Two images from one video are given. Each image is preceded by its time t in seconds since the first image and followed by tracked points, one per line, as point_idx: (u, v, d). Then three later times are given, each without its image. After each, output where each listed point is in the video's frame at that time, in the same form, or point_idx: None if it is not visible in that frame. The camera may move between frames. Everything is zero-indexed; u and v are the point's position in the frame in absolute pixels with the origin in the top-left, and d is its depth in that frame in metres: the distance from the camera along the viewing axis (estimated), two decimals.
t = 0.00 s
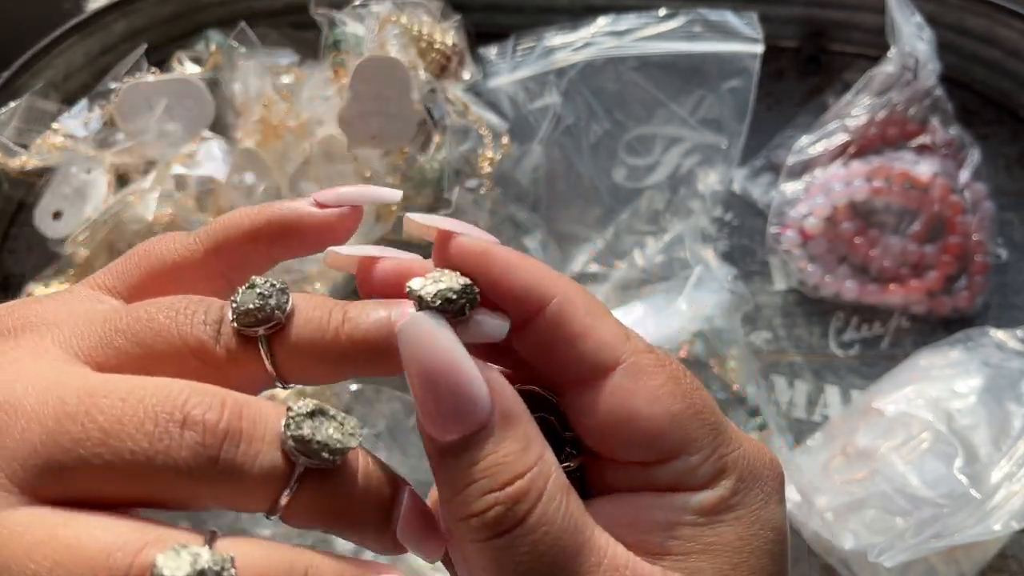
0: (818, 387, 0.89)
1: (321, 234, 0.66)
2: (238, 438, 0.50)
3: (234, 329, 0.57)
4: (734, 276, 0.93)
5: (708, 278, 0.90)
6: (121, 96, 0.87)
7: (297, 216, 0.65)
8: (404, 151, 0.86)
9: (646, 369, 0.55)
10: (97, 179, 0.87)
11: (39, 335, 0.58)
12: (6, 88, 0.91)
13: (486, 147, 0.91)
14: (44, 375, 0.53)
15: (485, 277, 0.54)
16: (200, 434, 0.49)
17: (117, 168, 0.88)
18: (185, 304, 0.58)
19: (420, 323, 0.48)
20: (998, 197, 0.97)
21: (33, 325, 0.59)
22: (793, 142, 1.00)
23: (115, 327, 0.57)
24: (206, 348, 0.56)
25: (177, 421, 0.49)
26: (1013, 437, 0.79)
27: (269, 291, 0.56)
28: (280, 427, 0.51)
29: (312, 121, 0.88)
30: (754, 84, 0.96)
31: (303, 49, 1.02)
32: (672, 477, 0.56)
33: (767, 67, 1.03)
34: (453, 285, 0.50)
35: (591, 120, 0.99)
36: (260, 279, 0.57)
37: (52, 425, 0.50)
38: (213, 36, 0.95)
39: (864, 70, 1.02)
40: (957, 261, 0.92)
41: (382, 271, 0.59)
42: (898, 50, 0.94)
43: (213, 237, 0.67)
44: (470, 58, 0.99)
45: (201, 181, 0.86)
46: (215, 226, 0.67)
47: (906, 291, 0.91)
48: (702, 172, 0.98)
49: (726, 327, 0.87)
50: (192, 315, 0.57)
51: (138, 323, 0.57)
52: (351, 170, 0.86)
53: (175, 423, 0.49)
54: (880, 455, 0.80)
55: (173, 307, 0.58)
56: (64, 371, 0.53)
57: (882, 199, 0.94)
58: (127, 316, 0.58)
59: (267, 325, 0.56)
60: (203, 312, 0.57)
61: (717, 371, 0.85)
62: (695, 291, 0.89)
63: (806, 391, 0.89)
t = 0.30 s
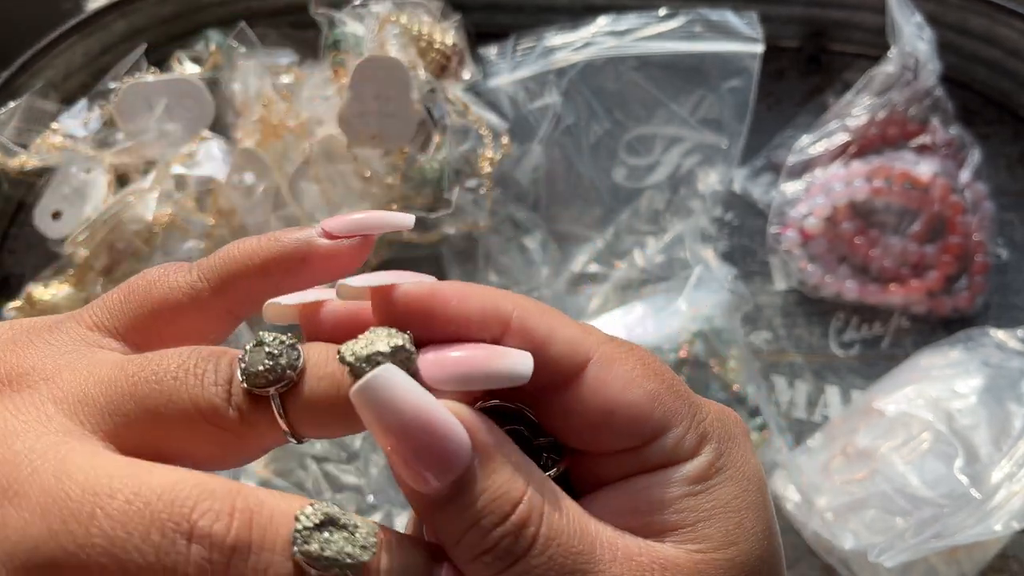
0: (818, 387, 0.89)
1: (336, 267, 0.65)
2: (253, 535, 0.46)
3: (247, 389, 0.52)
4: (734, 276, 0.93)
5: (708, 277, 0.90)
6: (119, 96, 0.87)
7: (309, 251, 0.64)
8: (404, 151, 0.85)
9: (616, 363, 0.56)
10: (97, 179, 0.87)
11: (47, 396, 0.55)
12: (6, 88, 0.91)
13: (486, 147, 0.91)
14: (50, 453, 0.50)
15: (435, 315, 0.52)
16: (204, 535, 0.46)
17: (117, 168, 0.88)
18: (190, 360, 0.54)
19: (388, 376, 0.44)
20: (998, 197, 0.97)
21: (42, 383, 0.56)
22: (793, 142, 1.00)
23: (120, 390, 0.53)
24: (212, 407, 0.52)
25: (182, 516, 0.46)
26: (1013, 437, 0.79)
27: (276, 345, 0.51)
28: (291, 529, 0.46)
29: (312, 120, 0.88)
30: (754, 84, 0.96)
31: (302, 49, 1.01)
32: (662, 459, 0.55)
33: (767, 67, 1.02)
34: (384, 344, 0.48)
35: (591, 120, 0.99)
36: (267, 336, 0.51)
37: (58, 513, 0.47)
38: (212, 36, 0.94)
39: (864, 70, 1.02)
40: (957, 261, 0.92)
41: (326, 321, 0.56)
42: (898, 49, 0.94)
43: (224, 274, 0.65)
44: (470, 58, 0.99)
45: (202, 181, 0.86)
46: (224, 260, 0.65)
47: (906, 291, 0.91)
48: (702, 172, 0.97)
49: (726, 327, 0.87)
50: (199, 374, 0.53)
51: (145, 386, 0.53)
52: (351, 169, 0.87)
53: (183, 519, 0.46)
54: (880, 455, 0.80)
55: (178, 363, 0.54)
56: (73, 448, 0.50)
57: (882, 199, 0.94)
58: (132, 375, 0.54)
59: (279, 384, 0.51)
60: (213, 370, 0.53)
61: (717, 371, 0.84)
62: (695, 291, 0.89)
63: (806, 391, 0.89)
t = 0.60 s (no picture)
0: (818, 387, 0.89)
1: (351, 124, 0.63)
2: (370, 360, 0.53)
3: (314, 258, 0.56)
4: (734, 277, 0.93)
5: (708, 278, 0.90)
6: (120, 97, 0.87)
7: (320, 109, 0.62)
8: (404, 151, 0.86)
9: (641, 389, 0.76)
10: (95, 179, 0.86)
11: (137, 275, 0.58)
12: (5, 88, 0.91)
13: (486, 147, 0.91)
14: (176, 320, 0.56)
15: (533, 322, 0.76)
16: (359, 348, 0.53)
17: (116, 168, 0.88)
18: (259, 228, 0.57)
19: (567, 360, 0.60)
20: (999, 197, 0.97)
21: (128, 262, 0.59)
22: (793, 142, 1.00)
23: (207, 259, 0.57)
24: (292, 268, 0.57)
25: (319, 342, 0.54)
26: (1013, 437, 0.79)
27: (337, 220, 0.55)
28: (390, 322, 0.53)
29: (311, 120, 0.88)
30: (754, 84, 0.96)
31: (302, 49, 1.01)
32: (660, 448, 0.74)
33: (768, 67, 1.02)
34: (390, 202, 0.54)
35: (591, 120, 0.98)
36: (326, 216, 0.55)
37: (213, 371, 0.55)
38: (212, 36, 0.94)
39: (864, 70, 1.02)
40: (957, 261, 0.92)
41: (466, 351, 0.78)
42: (898, 50, 0.94)
43: (240, 138, 0.62)
44: (470, 57, 0.99)
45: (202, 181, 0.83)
46: (235, 126, 0.63)
47: (906, 291, 0.91)
48: (703, 172, 0.97)
49: (726, 327, 0.86)
50: (273, 242, 0.57)
51: (229, 261, 0.57)
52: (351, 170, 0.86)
53: (330, 351, 0.54)
54: (880, 455, 0.80)
55: (248, 234, 0.57)
56: (192, 312, 0.56)
57: (882, 199, 0.94)
58: (215, 250, 0.58)
59: (352, 251, 0.55)
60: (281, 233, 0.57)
61: (717, 371, 0.84)
62: (695, 291, 0.89)
63: (806, 391, 0.89)
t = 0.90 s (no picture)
0: (818, 387, 0.89)
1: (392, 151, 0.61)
2: (420, 287, 0.57)
3: (358, 211, 0.58)
4: (734, 277, 0.93)
5: (708, 278, 0.90)
6: (120, 96, 0.87)
7: (368, 128, 0.61)
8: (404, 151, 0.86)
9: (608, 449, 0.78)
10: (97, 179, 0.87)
11: (187, 219, 0.57)
12: (6, 88, 0.91)
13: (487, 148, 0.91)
14: (235, 257, 0.56)
15: (507, 395, 0.74)
16: (407, 274, 0.57)
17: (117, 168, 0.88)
18: (306, 180, 0.57)
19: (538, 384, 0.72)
20: (999, 197, 0.97)
21: (179, 204, 0.57)
22: (793, 142, 1.00)
23: (260, 204, 0.57)
24: (341, 219, 0.58)
25: (373, 269, 0.56)
26: (1013, 437, 0.79)
27: (386, 176, 0.57)
28: (434, 243, 0.57)
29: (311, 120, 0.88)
30: (754, 84, 0.96)
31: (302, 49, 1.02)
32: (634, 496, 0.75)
33: (768, 67, 1.03)
34: (438, 160, 0.56)
35: (591, 120, 0.99)
36: (377, 172, 0.57)
37: (279, 301, 0.56)
38: (212, 36, 0.94)
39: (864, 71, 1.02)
40: (957, 261, 0.92)
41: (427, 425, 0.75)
42: (898, 50, 0.94)
43: (290, 136, 0.61)
44: (470, 58, 0.99)
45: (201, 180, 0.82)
46: (287, 121, 0.62)
47: (906, 291, 0.91)
48: (703, 172, 0.98)
49: (726, 327, 0.86)
50: (322, 194, 0.58)
51: (280, 203, 0.57)
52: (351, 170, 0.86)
53: (383, 277, 0.56)
54: (880, 455, 0.80)
55: (297, 184, 0.57)
56: (248, 250, 0.56)
57: (882, 199, 0.94)
58: (265, 194, 0.57)
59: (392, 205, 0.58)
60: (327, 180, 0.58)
61: (717, 371, 0.84)
62: (695, 292, 0.89)
63: (806, 391, 0.89)
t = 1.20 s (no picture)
0: (818, 387, 0.89)
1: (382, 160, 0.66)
2: (413, 263, 0.59)
3: (352, 193, 0.62)
4: (734, 277, 0.93)
5: (708, 278, 0.90)
6: (120, 96, 0.87)
7: (362, 137, 0.66)
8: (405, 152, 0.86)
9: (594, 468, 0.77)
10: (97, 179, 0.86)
11: (187, 198, 0.59)
12: (6, 88, 0.90)
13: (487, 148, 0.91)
14: (233, 229, 0.58)
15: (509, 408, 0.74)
16: (399, 247, 0.59)
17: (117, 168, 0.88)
18: (304, 168, 0.62)
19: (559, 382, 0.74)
20: (999, 197, 0.97)
21: (180, 186, 0.60)
22: (793, 142, 1.00)
23: (261, 188, 0.61)
24: (337, 203, 0.62)
25: (366, 240, 0.58)
26: (1013, 437, 0.79)
27: (378, 154, 0.61)
28: (424, 217, 0.60)
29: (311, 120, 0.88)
30: (754, 84, 0.96)
31: (302, 49, 1.02)
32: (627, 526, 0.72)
33: (768, 67, 1.03)
34: (428, 141, 0.61)
35: (591, 120, 0.99)
36: (369, 150, 0.61)
37: (276, 268, 0.57)
38: (213, 36, 0.94)
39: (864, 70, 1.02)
40: (957, 261, 0.92)
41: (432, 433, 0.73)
42: (898, 50, 0.94)
43: (289, 143, 0.66)
44: (470, 58, 0.99)
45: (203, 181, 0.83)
46: (287, 129, 0.67)
47: (906, 291, 0.91)
48: (703, 172, 0.98)
49: (726, 327, 0.87)
50: (319, 178, 0.62)
51: (280, 189, 0.61)
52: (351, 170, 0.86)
53: (376, 249, 0.58)
54: (880, 455, 0.80)
55: (296, 171, 0.62)
56: (246, 225, 0.59)
57: (882, 199, 0.94)
58: (265, 180, 0.61)
59: (384, 187, 0.61)
60: (324, 170, 0.62)
61: (717, 371, 0.85)
62: (695, 292, 0.89)
63: (806, 391, 0.89)
